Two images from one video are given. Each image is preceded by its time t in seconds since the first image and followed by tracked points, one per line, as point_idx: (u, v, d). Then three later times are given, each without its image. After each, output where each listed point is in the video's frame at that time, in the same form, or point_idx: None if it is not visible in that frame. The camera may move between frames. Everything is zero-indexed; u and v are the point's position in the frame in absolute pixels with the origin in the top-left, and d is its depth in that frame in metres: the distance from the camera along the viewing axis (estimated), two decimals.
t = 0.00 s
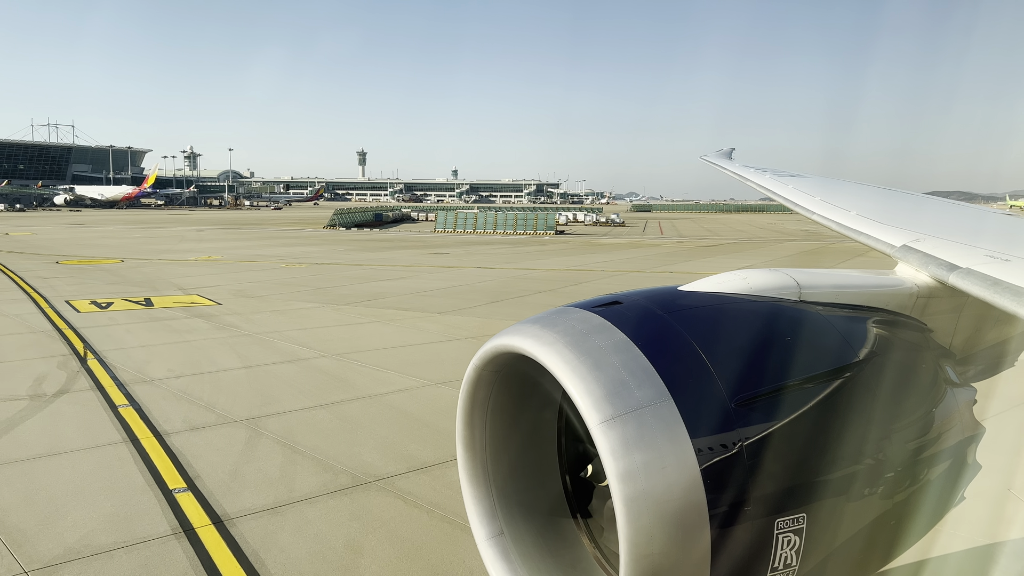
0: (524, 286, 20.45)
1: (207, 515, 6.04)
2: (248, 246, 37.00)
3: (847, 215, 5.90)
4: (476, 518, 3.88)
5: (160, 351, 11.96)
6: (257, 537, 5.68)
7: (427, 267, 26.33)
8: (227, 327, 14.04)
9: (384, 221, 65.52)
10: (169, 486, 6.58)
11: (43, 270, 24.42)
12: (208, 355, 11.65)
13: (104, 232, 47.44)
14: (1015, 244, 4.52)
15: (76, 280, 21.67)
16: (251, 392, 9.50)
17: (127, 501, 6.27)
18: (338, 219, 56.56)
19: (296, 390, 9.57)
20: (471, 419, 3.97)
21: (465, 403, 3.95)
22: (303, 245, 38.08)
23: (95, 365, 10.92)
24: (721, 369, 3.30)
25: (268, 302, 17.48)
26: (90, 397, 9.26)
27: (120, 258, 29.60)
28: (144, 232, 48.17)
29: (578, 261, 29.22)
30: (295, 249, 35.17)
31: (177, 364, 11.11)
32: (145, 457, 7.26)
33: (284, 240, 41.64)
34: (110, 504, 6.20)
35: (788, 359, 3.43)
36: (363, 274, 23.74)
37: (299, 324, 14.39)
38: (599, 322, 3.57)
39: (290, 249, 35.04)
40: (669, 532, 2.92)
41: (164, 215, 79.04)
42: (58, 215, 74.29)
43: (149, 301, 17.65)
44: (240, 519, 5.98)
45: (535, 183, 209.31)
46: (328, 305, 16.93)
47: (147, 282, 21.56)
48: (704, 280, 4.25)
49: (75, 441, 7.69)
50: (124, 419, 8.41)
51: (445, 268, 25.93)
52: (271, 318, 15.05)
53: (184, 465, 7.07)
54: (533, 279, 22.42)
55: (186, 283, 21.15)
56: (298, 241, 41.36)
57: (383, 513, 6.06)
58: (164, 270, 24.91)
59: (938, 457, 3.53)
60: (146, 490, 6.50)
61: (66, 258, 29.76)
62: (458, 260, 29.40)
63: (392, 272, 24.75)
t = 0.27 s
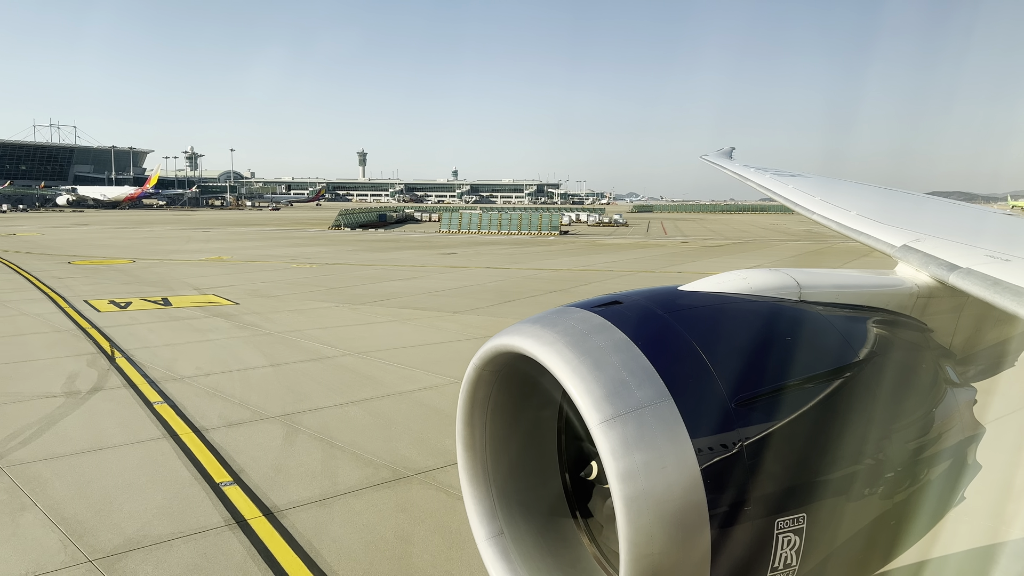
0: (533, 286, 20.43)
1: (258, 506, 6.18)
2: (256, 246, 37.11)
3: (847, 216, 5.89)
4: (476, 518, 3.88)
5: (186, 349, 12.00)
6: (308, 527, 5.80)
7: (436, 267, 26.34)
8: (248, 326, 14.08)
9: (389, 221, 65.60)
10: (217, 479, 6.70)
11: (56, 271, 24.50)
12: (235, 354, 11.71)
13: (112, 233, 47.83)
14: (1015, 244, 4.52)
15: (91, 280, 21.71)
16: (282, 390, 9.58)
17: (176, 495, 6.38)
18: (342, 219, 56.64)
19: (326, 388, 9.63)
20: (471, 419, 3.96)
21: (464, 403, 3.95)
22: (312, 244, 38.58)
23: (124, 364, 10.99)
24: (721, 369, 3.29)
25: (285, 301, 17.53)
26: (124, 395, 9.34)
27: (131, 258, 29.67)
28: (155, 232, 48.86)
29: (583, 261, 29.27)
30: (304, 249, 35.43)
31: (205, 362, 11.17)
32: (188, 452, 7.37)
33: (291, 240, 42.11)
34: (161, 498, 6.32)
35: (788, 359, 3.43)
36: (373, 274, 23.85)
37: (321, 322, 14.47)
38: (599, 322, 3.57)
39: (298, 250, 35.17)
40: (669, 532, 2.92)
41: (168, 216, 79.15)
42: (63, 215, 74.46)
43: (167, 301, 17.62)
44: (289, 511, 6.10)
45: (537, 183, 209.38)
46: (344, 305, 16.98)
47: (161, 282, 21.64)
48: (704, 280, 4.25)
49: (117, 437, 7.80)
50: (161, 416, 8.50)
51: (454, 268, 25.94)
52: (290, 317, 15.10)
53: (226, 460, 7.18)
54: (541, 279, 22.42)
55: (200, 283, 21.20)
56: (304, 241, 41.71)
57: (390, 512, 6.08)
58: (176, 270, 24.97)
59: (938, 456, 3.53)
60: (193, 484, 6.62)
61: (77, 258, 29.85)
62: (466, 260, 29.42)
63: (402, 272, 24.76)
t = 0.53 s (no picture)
0: (542, 286, 20.40)
1: (306, 498, 6.24)
2: (265, 246, 37.15)
3: (847, 216, 5.90)
4: (476, 518, 3.88)
5: (211, 347, 12.04)
6: (358, 518, 5.87)
7: (444, 267, 26.34)
8: (268, 325, 14.10)
9: (394, 221, 65.61)
10: (261, 473, 6.75)
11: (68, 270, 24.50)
12: (260, 352, 11.76)
13: (117, 232, 47.86)
14: (1015, 245, 4.52)
15: (106, 280, 21.73)
16: (313, 387, 9.63)
17: (224, 487, 6.45)
18: (347, 219, 56.63)
19: (356, 385, 9.66)
20: (471, 419, 3.97)
21: (465, 403, 3.95)
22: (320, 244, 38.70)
23: (152, 361, 11.03)
24: (721, 369, 3.30)
25: (300, 300, 17.57)
26: (157, 391, 9.39)
27: (142, 258, 29.68)
28: (161, 231, 48.96)
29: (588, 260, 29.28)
30: (311, 248, 35.54)
31: (232, 359, 11.21)
32: (229, 447, 7.42)
33: (297, 240, 42.23)
34: (210, 490, 6.39)
35: (788, 359, 3.43)
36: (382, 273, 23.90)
37: (342, 321, 14.51)
38: (599, 322, 3.58)
39: (305, 249, 35.22)
40: (669, 532, 2.92)
41: (172, 216, 79.15)
42: (68, 215, 74.54)
43: (185, 301, 17.52)
44: (338, 502, 6.17)
45: (537, 183, 209.28)
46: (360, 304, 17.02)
47: (175, 281, 21.66)
48: (704, 280, 4.25)
49: (157, 432, 7.86)
50: (197, 411, 8.55)
51: (463, 268, 25.91)
52: (307, 316, 15.15)
53: (267, 454, 7.23)
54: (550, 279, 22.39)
55: (215, 283, 21.23)
56: (310, 241, 41.74)
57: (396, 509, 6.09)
58: (188, 270, 24.97)
59: (938, 457, 3.53)
60: (239, 476, 6.68)
61: (89, 258, 29.86)
62: (474, 260, 29.40)
63: (412, 272, 24.75)
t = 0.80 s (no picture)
0: (551, 286, 20.42)
1: (351, 491, 6.49)
2: (274, 246, 37.29)
3: (847, 216, 5.91)
4: (476, 518, 3.88)
5: (236, 346, 12.22)
6: (404, 510, 6.12)
7: (452, 267, 26.38)
8: (289, 324, 14.26)
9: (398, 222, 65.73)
10: (303, 466, 6.99)
11: (82, 270, 24.64)
12: (286, 349, 11.95)
13: (125, 232, 47.97)
14: (1014, 245, 4.53)
15: (121, 280, 21.88)
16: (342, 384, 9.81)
17: (270, 480, 6.66)
18: (352, 219, 56.72)
19: (374, 384, 9.77)
20: (471, 419, 3.96)
21: (465, 403, 3.95)
22: (327, 244, 38.84)
23: (179, 359, 11.22)
24: (721, 369, 3.30)
25: (316, 299, 17.70)
26: (190, 388, 9.60)
27: (153, 258, 29.74)
28: (168, 232, 49.13)
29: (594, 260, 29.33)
30: (324, 249, 35.53)
31: (260, 357, 11.40)
32: (268, 442, 7.64)
33: (305, 240, 42.24)
34: (256, 483, 6.61)
35: (788, 359, 3.43)
36: (392, 273, 24.02)
37: (364, 319, 14.72)
38: (599, 322, 3.57)
39: (313, 249, 35.35)
40: (669, 532, 2.92)
41: (176, 216, 79.18)
42: (73, 215, 74.70)
43: (203, 301, 17.48)
44: (383, 494, 6.43)
45: (538, 183, 209.29)
46: (378, 303, 17.20)
47: (190, 280, 21.84)
48: (704, 281, 4.25)
49: (195, 428, 8.07)
50: (231, 407, 8.75)
51: (471, 268, 25.95)
52: (326, 315, 15.36)
53: (307, 449, 7.45)
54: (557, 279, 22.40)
55: (231, 282, 21.41)
56: (316, 241, 41.84)
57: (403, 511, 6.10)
58: (201, 270, 25.09)
59: (938, 457, 3.53)
60: (284, 470, 6.91)
61: (101, 258, 29.93)
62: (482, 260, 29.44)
63: (422, 272, 24.81)
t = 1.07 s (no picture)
0: (558, 286, 20.42)
1: (392, 483, 6.70)
2: (282, 246, 37.41)
3: (847, 216, 5.92)
4: (477, 518, 3.88)
5: (261, 344, 12.44)
6: (447, 500, 6.34)
7: (459, 267, 26.41)
8: (309, 323, 14.47)
9: (403, 222, 65.91)
10: (343, 460, 7.21)
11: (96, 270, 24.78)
12: (310, 348, 12.16)
13: (132, 233, 48.08)
14: (1014, 245, 4.53)
15: (137, 279, 22.03)
16: (370, 381, 10.06)
17: (314, 473, 6.90)
18: (357, 219, 56.78)
19: (382, 384, 9.81)
20: (471, 419, 3.97)
21: (465, 403, 3.95)
22: (334, 244, 38.95)
23: (206, 357, 11.46)
24: (721, 369, 3.30)
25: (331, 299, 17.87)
26: (223, 385, 9.85)
27: (164, 258, 29.87)
28: (175, 232, 49.26)
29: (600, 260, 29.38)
30: (333, 249, 35.56)
31: (280, 356, 11.55)
32: (305, 436, 7.88)
33: (309, 241, 42.28)
34: (300, 475, 6.84)
35: (788, 360, 3.43)
36: (401, 273, 24.14)
37: (383, 319, 14.94)
38: (599, 322, 3.58)
39: (322, 249, 35.50)
40: (669, 533, 2.92)
41: (181, 216, 79.50)
42: (78, 216, 74.91)
43: (219, 301, 17.59)
44: (425, 486, 6.65)
45: (540, 184, 209.29)
46: (394, 302, 17.41)
47: (205, 280, 22.04)
48: (704, 280, 4.26)
49: (233, 423, 8.32)
50: (266, 404, 9.00)
51: (478, 268, 25.97)
52: (345, 314, 15.60)
53: (345, 443, 7.67)
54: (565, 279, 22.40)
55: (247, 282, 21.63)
56: (322, 241, 41.92)
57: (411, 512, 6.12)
58: (213, 269, 25.23)
59: (938, 457, 3.53)
60: (325, 463, 7.13)
61: (112, 258, 30.03)
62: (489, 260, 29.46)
63: (431, 271, 24.85)
